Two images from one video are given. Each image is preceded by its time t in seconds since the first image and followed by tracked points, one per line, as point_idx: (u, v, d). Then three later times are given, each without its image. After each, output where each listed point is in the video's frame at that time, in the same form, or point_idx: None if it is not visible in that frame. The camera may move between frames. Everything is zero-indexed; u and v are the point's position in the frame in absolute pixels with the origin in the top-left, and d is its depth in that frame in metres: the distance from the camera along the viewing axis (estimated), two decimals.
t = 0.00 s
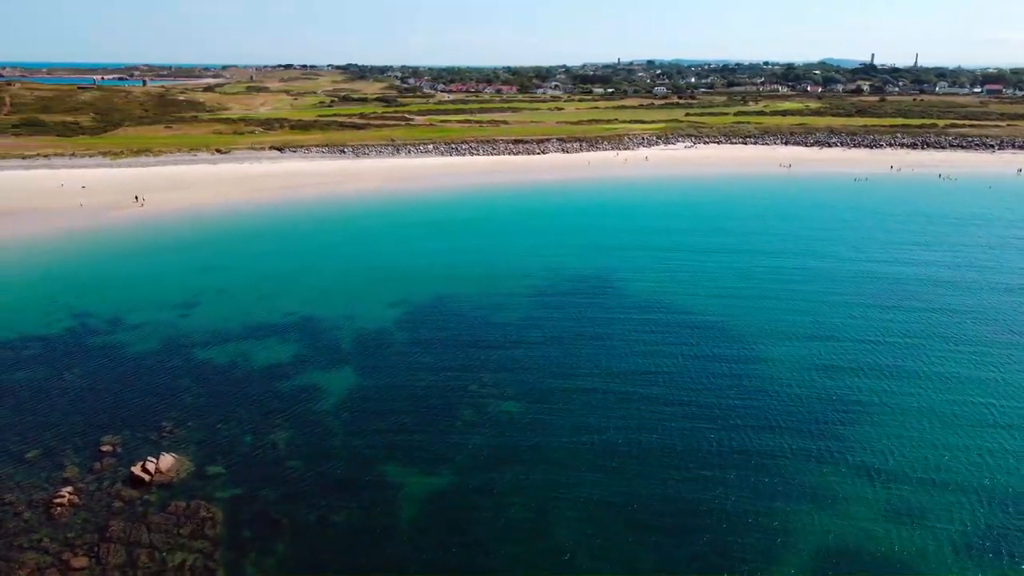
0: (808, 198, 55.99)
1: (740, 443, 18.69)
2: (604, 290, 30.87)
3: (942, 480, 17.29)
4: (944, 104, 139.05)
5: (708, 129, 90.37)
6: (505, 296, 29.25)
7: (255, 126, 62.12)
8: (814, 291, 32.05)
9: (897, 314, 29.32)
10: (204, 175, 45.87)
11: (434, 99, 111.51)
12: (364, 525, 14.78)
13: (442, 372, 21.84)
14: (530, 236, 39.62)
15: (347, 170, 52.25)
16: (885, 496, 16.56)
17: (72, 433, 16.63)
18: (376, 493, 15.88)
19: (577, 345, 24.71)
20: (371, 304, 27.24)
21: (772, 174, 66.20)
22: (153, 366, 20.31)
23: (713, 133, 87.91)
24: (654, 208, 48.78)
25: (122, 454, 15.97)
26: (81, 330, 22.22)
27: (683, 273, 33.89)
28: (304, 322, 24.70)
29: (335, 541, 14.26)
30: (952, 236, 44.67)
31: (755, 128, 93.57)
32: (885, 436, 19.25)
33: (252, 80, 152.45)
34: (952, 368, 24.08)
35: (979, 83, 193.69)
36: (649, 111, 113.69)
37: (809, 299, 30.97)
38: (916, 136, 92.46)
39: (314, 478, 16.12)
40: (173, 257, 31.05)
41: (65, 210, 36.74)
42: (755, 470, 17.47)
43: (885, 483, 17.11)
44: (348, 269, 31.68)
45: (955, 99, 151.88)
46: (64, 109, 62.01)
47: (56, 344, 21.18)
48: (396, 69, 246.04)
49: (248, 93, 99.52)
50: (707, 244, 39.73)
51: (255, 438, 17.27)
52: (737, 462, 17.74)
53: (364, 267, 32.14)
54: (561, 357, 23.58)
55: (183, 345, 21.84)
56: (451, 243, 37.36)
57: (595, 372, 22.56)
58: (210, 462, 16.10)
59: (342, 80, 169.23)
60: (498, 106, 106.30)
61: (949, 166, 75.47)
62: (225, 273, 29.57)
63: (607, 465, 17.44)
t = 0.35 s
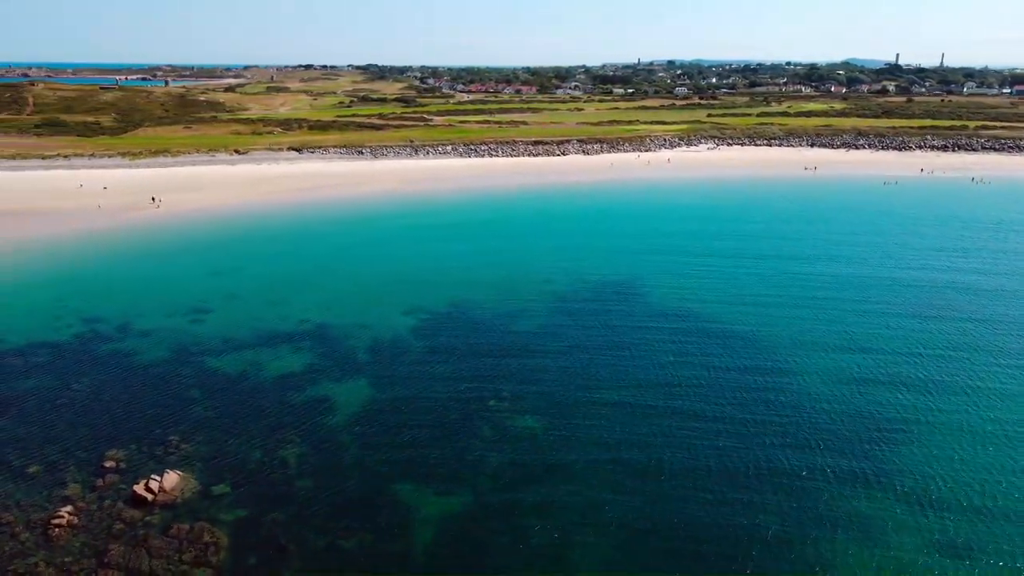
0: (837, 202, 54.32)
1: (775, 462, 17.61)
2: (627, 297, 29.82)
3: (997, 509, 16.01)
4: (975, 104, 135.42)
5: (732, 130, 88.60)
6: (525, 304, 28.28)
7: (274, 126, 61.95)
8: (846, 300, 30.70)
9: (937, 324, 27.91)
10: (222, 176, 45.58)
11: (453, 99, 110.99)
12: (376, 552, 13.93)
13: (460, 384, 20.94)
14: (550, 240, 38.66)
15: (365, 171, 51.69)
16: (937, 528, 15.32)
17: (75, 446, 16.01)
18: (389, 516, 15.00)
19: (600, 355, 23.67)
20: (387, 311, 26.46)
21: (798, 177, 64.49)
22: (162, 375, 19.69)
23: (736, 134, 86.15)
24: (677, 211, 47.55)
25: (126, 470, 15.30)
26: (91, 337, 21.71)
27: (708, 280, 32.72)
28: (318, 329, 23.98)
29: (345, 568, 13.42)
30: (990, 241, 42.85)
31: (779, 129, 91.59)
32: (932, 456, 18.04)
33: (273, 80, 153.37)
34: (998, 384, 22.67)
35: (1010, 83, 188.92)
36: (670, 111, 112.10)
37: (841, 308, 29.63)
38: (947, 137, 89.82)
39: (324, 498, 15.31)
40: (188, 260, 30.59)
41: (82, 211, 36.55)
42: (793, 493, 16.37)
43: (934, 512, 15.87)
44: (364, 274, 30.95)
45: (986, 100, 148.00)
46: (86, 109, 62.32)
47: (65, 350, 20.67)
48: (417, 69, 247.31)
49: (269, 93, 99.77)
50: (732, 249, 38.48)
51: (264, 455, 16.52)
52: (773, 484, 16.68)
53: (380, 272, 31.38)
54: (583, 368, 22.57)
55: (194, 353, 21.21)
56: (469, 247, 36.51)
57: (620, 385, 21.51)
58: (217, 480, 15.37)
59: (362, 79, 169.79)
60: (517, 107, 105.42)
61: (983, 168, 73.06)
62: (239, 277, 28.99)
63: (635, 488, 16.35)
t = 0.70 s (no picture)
0: (868, 206, 52.51)
1: (815, 484, 16.48)
2: (650, 304, 28.77)
3: None
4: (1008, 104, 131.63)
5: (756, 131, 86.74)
6: (544, 311, 27.28)
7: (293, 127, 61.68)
8: (880, 308, 29.29)
9: (979, 335, 26.42)
10: (239, 177, 45.20)
11: (472, 100, 110.34)
12: None
13: (477, 397, 20.04)
14: (569, 244, 37.61)
15: (383, 172, 51.04)
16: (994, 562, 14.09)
17: (78, 461, 15.37)
18: (402, 542, 14.11)
19: (624, 367, 22.60)
20: (403, 318, 25.64)
21: (826, 180, 62.72)
22: (171, 385, 19.03)
23: (761, 136, 84.29)
24: (701, 215, 46.28)
25: (127, 487, 14.62)
26: (101, 343, 21.18)
27: (734, 286, 31.53)
28: (332, 337, 23.27)
29: None
30: None
31: (805, 130, 89.46)
32: (984, 480, 16.80)
33: (293, 80, 154.58)
34: None
35: None
36: (692, 112, 110.26)
37: (876, 317, 28.26)
38: (981, 139, 87.02)
39: (333, 521, 14.50)
40: (203, 263, 30.08)
41: (98, 212, 36.33)
42: (835, 519, 15.26)
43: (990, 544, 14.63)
44: (380, 279, 30.21)
45: (1019, 101, 143.93)
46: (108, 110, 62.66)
47: (74, 357, 20.15)
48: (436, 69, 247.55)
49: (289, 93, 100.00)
50: (759, 255, 37.18)
51: (272, 472, 15.77)
52: (814, 509, 15.57)
53: (397, 277, 30.60)
54: (606, 381, 21.50)
55: (204, 362, 20.56)
56: (488, 251, 35.61)
57: (645, 399, 20.45)
58: (222, 500, 14.64)
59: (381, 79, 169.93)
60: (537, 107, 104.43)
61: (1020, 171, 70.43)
62: (253, 281, 28.43)
63: (664, 514, 15.26)
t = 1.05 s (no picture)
0: (899, 210, 50.77)
1: (858, 511, 15.37)
2: (675, 311, 27.71)
3: None
4: None
5: (781, 132, 84.86)
6: (564, 319, 26.32)
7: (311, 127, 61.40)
8: (917, 316, 27.92)
9: None
10: (257, 178, 44.88)
11: (492, 100, 109.68)
12: None
13: (495, 411, 19.16)
14: (590, 248, 36.60)
15: (401, 173, 50.42)
16: None
17: (80, 478, 14.75)
18: (415, 571, 13.27)
19: (649, 379, 21.59)
20: (419, 326, 24.86)
21: (854, 183, 60.98)
22: (179, 396, 18.41)
23: (786, 137, 82.43)
24: (725, 218, 45.01)
25: (129, 508, 13.95)
26: (109, 351, 20.64)
27: (762, 293, 30.36)
28: (346, 345, 22.55)
29: None
30: None
31: (832, 132, 87.36)
32: None
33: (313, 80, 155.45)
34: None
35: None
36: (714, 113, 108.48)
37: (913, 325, 26.92)
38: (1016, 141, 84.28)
39: (343, 546, 13.71)
40: (216, 266, 29.53)
41: (115, 213, 36.11)
42: (881, 551, 14.15)
43: None
44: (396, 283, 29.49)
45: None
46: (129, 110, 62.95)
47: (82, 365, 19.62)
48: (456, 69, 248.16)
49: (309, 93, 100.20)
50: (786, 260, 35.91)
51: (280, 491, 15.02)
52: (858, 540, 14.48)
53: (413, 281, 29.84)
54: (630, 394, 20.46)
55: (214, 371, 19.94)
56: (507, 254, 34.73)
57: (672, 414, 19.44)
58: (227, 522, 13.92)
59: (400, 79, 170.26)
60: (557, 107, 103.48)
61: None
62: (267, 285, 27.85)
63: (695, 545, 14.20)
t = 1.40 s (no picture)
0: (931, 214, 49.09)
1: (905, 540, 14.36)
2: (699, 320, 26.70)
3: None
4: None
5: (805, 134, 83.06)
6: (584, 328, 25.37)
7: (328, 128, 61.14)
8: (956, 326, 26.63)
9: None
10: (272, 179, 44.54)
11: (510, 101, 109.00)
12: None
13: (513, 427, 18.29)
14: (610, 253, 35.67)
15: (419, 175, 49.81)
16: None
17: (80, 496, 14.16)
18: None
19: (674, 392, 20.59)
20: (434, 334, 24.09)
21: (882, 186, 59.23)
22: (185, 408, 17.78)
23: (810, 139, 80.62)
24: (749, 222, 43.82)
25: (128, 530, 13.30)
26: (117, 359, 20.13)
27: (790, 301, 29.24)
28: (358, 355, 21.83)
29: None
30: None
31: (858, 133, 85.34)
32: None
33: (332, 80, 156.25)
34: None
35: None
36: (735, 114, 106.81)
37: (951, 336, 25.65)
38: None
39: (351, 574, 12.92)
40: (229, 270, 29.04)
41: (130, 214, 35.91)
42: None
43: None
44: (411, 289, 28.75)
45: None
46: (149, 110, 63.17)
47: (88, 374, 19.11)
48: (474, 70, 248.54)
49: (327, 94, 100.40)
50: (814, 266, 34.68)
51: (287, 513, 14.30)
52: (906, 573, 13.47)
53: (428, 287, 29.10)
54: (655, 408, 19.54)
55: (222, 382, 19.31)
56: (525, 259, 33.88)
57: (699, 430, 18.48)
58: (229, 546, 13.20)
59: (419, 80, 170.54)
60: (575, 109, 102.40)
61: None
62: (279, 290, 27.27)
63: None
